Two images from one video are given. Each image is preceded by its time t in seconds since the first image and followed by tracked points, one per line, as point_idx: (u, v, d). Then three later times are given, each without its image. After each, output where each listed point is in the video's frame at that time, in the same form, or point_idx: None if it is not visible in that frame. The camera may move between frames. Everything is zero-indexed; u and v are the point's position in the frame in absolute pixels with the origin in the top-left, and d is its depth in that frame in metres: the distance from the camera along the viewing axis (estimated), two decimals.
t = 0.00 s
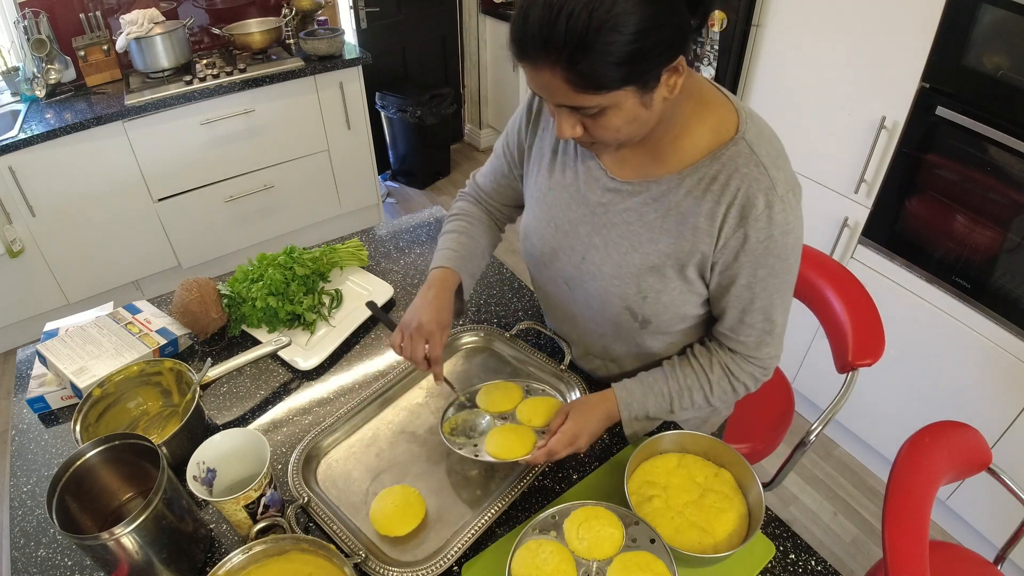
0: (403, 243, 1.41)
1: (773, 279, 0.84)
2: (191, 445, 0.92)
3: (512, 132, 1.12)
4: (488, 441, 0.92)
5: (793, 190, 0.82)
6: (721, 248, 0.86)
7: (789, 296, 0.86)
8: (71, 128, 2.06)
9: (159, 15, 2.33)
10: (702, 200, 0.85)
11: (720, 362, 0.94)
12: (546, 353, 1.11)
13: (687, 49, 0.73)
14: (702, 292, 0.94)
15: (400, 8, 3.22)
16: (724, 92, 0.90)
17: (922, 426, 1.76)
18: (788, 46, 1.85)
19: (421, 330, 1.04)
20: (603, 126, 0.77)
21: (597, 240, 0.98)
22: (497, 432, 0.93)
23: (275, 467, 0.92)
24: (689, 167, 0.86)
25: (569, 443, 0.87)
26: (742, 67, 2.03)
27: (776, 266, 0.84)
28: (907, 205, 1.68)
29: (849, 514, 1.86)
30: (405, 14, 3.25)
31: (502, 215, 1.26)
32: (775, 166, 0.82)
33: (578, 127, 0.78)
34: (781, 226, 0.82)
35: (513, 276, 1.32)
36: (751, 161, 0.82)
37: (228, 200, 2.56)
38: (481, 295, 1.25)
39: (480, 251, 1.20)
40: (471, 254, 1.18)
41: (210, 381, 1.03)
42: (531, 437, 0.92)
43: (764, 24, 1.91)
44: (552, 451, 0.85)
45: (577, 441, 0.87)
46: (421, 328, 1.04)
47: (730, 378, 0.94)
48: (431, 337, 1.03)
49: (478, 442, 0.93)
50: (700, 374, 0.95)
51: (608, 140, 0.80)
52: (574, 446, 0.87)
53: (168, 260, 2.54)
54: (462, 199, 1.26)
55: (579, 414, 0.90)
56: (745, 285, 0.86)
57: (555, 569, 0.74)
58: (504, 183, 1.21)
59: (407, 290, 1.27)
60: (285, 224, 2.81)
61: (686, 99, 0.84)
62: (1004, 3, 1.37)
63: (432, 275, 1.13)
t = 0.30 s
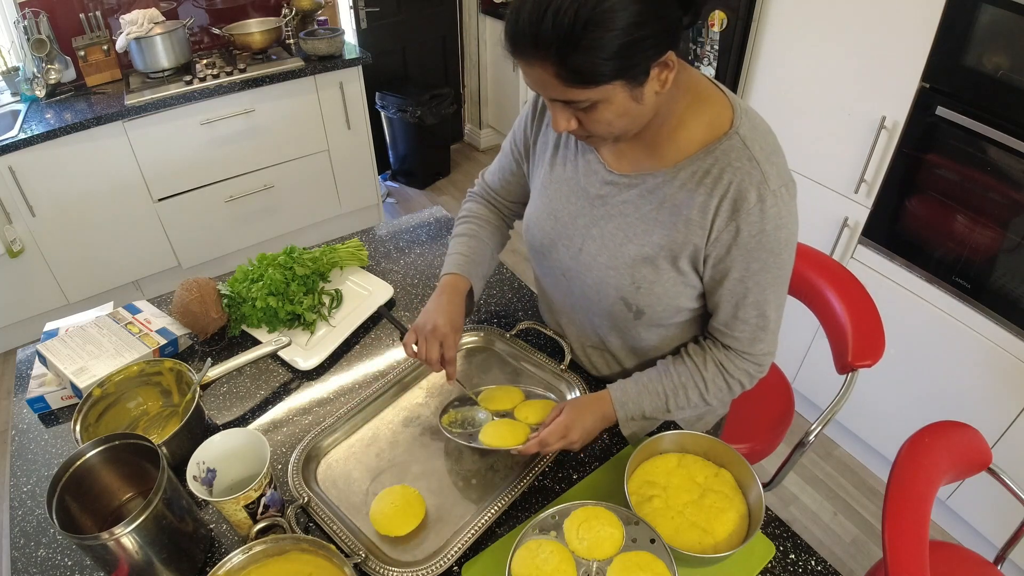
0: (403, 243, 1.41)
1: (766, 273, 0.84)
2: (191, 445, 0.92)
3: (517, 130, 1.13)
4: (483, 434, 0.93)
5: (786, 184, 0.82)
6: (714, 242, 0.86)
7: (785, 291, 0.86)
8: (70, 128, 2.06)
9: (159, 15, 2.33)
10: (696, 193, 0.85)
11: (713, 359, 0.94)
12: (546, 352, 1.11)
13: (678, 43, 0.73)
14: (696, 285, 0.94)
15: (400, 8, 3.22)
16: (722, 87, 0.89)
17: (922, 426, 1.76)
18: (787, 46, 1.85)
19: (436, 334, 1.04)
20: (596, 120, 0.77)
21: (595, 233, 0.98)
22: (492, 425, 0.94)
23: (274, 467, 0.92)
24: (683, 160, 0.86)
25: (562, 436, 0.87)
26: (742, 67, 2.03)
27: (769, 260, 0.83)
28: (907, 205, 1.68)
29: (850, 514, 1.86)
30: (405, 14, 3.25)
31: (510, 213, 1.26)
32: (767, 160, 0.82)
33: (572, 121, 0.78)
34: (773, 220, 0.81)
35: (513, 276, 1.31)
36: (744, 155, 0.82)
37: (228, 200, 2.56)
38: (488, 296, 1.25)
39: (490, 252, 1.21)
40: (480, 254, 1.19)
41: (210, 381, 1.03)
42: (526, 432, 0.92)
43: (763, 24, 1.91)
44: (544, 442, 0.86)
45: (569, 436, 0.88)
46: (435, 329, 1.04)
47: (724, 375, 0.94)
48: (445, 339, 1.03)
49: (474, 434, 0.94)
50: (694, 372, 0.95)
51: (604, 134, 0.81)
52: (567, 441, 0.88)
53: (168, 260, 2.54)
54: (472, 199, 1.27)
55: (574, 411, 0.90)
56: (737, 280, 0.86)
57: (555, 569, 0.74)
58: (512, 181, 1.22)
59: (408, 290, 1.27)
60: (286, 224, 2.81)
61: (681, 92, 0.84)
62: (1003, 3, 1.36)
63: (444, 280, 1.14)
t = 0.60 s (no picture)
0: (403, 243, 1.41)
1: (764, 272, 0.84)
2: (191, 445, 0.92)
3: (515, 129, 1.13)
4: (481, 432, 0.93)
5: (785, 182, 0.82)
6: (711, 239, 0.86)
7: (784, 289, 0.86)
8: (70, 128, 2.06)
9: (159, 15, 2.32)
10: (694, 190, 0.85)
11: (712, 358, 0.94)
12: (546, 352, 1.11)
13: (673, 41, 0.73)
14: (695, 284, 0.94)
15: (400, 8, 3.22)
16: (720, 85, 0.89)
17: (922, 425, 1.76)
18: (787, 46, 1.85)
19: (439, 336, 1.03)
20: (592, 119, 0.77)
21: (594, 232, 0.98)
22: (491, 423, 0.94)
23: (275, 467, 0.92)
24: (681, 158, 0.86)
25: (560, 434, 0.87)
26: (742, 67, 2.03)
27: (767, 257, 0.83)
28: (907, 205, 1.68)
29: (850, 514, 1.86)
30: (405, 14, 3.25)
31: (505, 212, 1.27)
32: (765, 158, 0.82)
33: (569, 119, 0.78)
34: (771, 218, 0.81)
35: (513, 276, 1.31)
36: (742, 153, 0.82)
37: (228, 200, 2.56)
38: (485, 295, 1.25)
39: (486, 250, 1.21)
40: (478, 254, 1.19)
41: (210, 381, 1.03)
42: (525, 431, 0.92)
43: (763, 24, 1.91)
44: (542, 441, 0.86)
45: (568, 435, 0.88)
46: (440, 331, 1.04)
47: (722, 374, 0.94)
48: (448, 342, 1.02)
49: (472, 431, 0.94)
50: (694, 371, 0.95)
51: (601, 133, 0.81)
52: (566, 440, 0.88)
53: (168, 260, 2.54)
54: (466, 199, 1.27)
55: (574, 411, 0.90)
56: (736, 277, 0.86)
57: (555, 569, 0.74)
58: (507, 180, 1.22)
59: (408, 289, 1.27)
60: (286, 224, 2.81)
61: (679, 91, 0.84)
62: (1003, 3, 1.36)
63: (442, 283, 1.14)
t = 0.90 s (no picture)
0: (403, 243, 1.41)
1: (762, 274, 0.84)
2: (191, 445, 0.92)
3: (508, 130, 1.13)
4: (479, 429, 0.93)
5: (782, 184, 0.82)
6: (710, 241, 0.86)
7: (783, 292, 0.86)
8: (70, 128, 2.06)
9: (159, 15, 2.32)
10: (692, 193, 0.85)
11: (709, 362, 0.94)
12: (546, 352, 1.11)
13: (667, 45, 0.73)
14: (694, 286, 0.94)
15: (400, 8, 3.22)
16: (716, 86, 0.89)
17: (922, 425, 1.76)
18: (787, 47, 1.85)
19: (449, 347, 1.03)
20: (587, 125, 0.77)
21: (592, 233, 0.98)
22: (490, 421, 0.94)
23: (275, 467, 0.92)
24: (678, 161, 0.86)
25: (559, 435, 0.88)
26: (742, 67, 2.03)
27: (765, 260, 0.83)
28: (907, 205, 1.68)
29: (850, 514, 1.86)
30: (405, 14, 3.25)
31: (498, 211, 1.27)
32: (763, 161, 0.82)
33: (564, 125, 0.78)
34: (769, 220, 0.81)
35: (513, 276, 1.31)
36: (739, 156, 0.82)
37: (228, 200, 2.56)
38: (481, 293, 1.25)
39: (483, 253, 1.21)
40: (475, 256, 1.19)
41: (210, 381, 1.03)
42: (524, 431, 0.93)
43: (763, 24, 1.91)
44: (541, 441, 0.87)
45: (568, 437, 0.88)
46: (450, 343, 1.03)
47: (720, 377, 0.94)
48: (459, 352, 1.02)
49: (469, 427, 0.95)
50: (691, 375, 0.95)
51: (597, 138, 0.81)
52: (565, 441, 0.88)
53: (168, 260, 2.54)
54: (456, 201, 1.27)
55: (574, 413, 0.91)
56: (734, 279, 0.86)
57: (554, 569, 0.74)
58: (497, 180, 1.22)
59: (407, 289, 1.27)
60: (286, 224, 2.81)
61: (675, 93, 0.84)
62: (1002, 3, 1.36)
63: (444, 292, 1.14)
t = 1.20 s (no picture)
0: (403, 243, 1.41)
1: (761, 275, 0.84)
2: (191, 445, 0.92)
3: (514, 132, 1.12)
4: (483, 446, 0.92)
5: (782, 186, 0.82)
6: (709, 242, 0.86)
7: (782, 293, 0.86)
8: (70, 128, 2.06)
9: (159, 15, 2.32)
10: (691, 195, 0.85)
11: (708, 361, 0.95)
12: (546, 352, 1.11)
13: (665, 48, 0.73)
14: (693, 287, 0.94)
15: (400, 8, 3.22)
16: (716, 87, 0.89)
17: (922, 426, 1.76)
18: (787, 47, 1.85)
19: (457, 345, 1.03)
20: (587, 128, 0.77)
21: (592, 235, 0.98)
22: (495, 437, 0.93)
23: (275, 467, 0.92)
24: (677, 163, 0.86)
25: (567, 445, 0.88)
26: (742, 67, 2.03)
27: (764, 261, 0.83)
28: (907, 205, 1.68)
29: (850, 514, 1.86)
30: (405, 14, 3.25)
31: (513, 210, 1.28)
32: (763, 163, 0.82)
33: (564, 129, 0.78)
34: (769, 222, 0.81)
35: (513, 276, 1.31)
36: (739, 157, 0.82)
37: (228, 200, 2.56)
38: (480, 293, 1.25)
39: (491, 253, 1.21)
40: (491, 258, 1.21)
41: (210, 381, 1.03)
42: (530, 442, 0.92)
43: (763, 24, 1.91)
44: (549, 456, 0.87)
45: (573, 444, 0.89)
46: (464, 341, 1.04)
47: (718, 377, 0.94)
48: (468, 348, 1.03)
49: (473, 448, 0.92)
50: (689, 374, 0.95)
51: (597, 141, 0.81)
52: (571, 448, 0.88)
53: (168, 260, 2.54)
54: (472, 202, 1.28)
55: (576, 417, 0.91)
56: (733, 281, 0.86)
57: (555, 569, 0.74)
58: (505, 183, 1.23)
59: (407, 289, 1.27)
60: (286, 224, 2.80)
61: (674, 95, 0.84)
62: (1001, 4, 1.36)
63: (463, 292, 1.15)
